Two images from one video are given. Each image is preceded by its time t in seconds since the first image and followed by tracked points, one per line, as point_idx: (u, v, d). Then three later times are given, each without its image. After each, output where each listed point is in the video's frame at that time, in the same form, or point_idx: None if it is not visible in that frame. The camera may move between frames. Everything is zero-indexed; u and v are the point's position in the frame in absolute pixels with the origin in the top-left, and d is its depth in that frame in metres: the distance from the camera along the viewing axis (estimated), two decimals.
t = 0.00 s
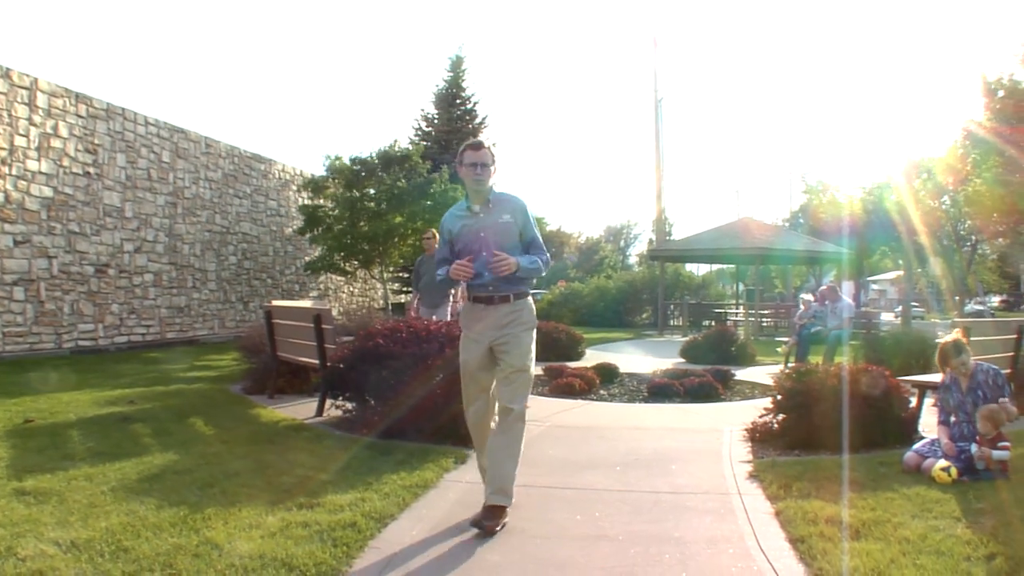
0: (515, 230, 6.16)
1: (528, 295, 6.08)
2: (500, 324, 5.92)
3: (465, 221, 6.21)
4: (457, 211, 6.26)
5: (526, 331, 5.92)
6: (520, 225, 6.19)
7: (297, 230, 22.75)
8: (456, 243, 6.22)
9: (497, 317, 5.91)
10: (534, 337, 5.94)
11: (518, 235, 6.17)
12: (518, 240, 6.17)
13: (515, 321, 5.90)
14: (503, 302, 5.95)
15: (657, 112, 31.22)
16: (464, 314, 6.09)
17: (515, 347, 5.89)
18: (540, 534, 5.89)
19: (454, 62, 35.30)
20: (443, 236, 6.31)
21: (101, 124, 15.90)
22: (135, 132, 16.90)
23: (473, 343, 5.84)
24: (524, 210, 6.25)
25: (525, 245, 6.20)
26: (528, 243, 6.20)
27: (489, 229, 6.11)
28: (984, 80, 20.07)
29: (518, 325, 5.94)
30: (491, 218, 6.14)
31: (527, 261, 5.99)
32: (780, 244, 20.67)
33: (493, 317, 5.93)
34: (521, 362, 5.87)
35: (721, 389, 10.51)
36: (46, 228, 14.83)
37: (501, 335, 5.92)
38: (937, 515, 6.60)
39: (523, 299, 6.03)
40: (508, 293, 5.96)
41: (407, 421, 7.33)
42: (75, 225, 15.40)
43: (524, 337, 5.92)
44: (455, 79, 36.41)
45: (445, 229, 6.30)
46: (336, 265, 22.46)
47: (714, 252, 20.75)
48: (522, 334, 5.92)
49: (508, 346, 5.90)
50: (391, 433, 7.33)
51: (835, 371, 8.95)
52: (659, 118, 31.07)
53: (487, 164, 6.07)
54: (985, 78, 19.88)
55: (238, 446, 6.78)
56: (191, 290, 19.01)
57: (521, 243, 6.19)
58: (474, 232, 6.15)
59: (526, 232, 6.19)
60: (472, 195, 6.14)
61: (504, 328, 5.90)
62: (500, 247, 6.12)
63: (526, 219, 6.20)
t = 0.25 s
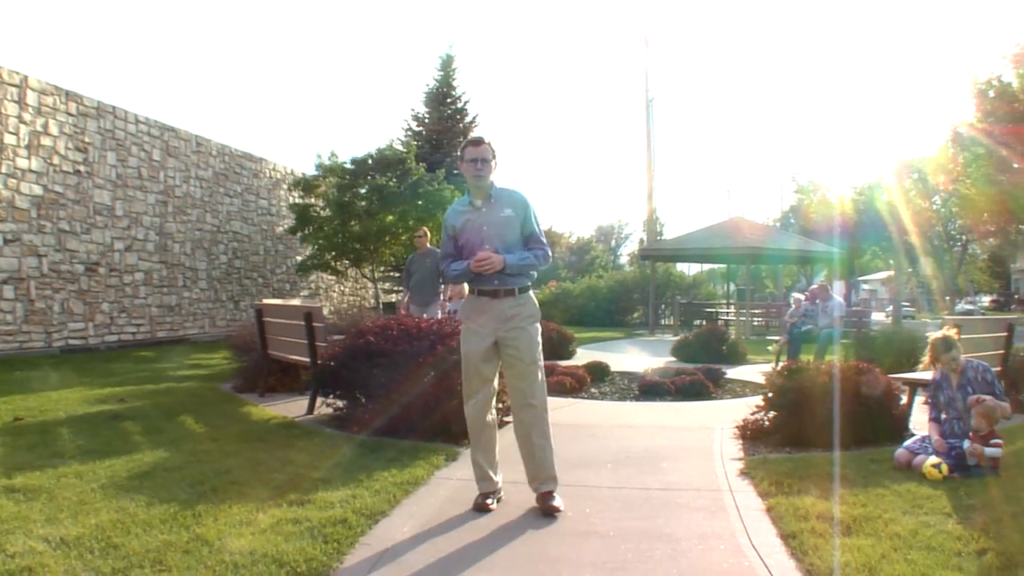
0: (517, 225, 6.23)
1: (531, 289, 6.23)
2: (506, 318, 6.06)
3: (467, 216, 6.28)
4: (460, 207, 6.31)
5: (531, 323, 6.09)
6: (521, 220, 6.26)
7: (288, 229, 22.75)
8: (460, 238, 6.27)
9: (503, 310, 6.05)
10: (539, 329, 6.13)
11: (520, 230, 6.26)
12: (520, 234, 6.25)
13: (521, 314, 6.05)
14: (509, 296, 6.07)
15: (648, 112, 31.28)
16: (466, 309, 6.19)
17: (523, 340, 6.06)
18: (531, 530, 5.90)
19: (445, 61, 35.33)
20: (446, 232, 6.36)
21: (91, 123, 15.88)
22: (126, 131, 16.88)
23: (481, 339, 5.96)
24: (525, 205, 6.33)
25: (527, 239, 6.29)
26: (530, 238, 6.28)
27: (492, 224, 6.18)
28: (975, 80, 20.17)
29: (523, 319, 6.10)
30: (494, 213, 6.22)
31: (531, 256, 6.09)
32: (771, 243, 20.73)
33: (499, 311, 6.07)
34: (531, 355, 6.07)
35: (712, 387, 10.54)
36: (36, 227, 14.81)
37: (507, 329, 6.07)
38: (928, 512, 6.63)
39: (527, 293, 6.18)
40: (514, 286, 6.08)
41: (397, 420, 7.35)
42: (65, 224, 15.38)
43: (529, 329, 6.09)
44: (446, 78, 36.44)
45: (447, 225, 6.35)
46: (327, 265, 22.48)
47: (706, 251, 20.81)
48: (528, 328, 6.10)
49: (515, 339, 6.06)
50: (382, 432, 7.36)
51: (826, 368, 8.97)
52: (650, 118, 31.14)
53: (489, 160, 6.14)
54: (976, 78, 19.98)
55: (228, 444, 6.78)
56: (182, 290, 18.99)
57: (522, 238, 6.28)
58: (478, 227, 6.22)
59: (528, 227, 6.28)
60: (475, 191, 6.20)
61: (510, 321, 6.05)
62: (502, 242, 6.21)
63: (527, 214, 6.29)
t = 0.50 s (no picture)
0: (530, 226, 6.32)
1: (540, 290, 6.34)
2: (517, 318, 6.13)
3: (480, 215, 6.31)
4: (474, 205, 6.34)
5: (540, 324, 6.21)
6: (533, 222, 6.36)
7: (280, 230, 22.74)
8: (472, 236, 6.30)
9: (515, 310, 6.11)
10: (547, 330, 6.26)
11: (532, 231, 6.36)
12: (532, 235, 6.34)
13: (533, 314, 6.15)
14: (520, 296, 6.16)
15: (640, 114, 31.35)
16: (474, 306, 6.20)
17: (533, 340, 6.17)
18: (525, 529, 5.90)
19: (438, 62, 35.38)
20: (457, 229, 6.37)
21: (83, 123, 15.86)
22: (118, 131, 16.86)
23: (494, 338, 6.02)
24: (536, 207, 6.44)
25: (537, 241, 6.40)
26: (540, 240, 6.39)
27: (507, 225, 6.25)
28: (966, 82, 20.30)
29: (533, 319, 6.20)
30: (508, 213, 6.29)
31: (543, 258, 6.22)
32: (764, 245, 20.79)
33: (510, 310, 6.12)
34: (540, 356, 6.21)
35: (705, 388, 10.57)
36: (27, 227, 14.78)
37: (518, 329, 6.14)
38: (922, 509, 6.65)
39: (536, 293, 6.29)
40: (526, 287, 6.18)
41: (390, 420, 7.37)
42: (57, 224, 15.35)
43: (539, 330, 6.21)
44: (438, 79, 36.46)
45: (459, 222, 6.36)
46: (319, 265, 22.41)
47: (698, 252, 20.86)
48: (537, 328, 6.21)
49: (525, 339, 6.16)
50: (375, 432, 7.37)
51: (820, 367, 8.99)
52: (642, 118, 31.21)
53: (506, 162, 6.20)
54: (967, 80, 20.11)
55: (221, 443, 6.77)
56: (174, 291, 18.95)
57: (533, 239, 6.38)
58: (492, 227, 6.26)
59: (540, 229, 6.38)
60: (491, 191, 6.24)
61: (523, 321, 6.14)
62: (514, 242, 6.28)
63: (539, 216, 6.39)
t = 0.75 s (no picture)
0: (545, 228, 6.37)
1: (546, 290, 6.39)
2: (524, 315, 6.17)
3: (495, 214, 6.32)
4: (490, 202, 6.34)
5: (545, 322, 6.25)
6: (548, 224, 6.42)
7: (273, 229, 22.72)
8: (486, 233, 6.30)
9: (522, 307, 6.16)
10: (551, 329, 6.31)
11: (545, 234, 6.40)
12: (546, 237, 6.39)
13: (539, 312, 6.20)
14: (529, 295, 6.20)
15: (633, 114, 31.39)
16: (481, 302, 6.22)
17: (537, 339, 6.23)
18: (519, 526, 5.90)
19: (431, 62, 35.37)
20: (471, 224, 6.36)
21: (75, 122, 15.84)
22: (110, 131, 16.83)
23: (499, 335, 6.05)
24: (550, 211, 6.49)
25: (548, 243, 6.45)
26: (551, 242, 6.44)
27: (523, 225, 6.28)
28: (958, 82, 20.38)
29: (538, 317, 6.24)
30: (525, 213, 6.32)
31: (555, 261, 6.27)
32: (757, 245, 20.84)
33: (517, 307, 6.16)
34: (542, 354, 6.27)
35: (698, 387, 10.59)
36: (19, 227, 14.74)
37: (523, 326, 6.19)
38: (914, 506, 6.68)
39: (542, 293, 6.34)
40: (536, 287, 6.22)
41: (383, 419, 7.39)
42: (49, 224, 15.32)
43: (543, 328, 6.26)
44: (431, 79, 36.42)
45: (474, 218, 6.35)
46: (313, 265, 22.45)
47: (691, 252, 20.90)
48: (542, 327, 6.25)
49: (529, 337, 6.21)
50: (368, 431, 7.39)
51: (812, 366, 9.02)
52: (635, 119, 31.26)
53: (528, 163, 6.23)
54: (960, 80, 20.18)
55: (214, 442, 6.77)
56: (166, 290, 18.92)
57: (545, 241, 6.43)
58: (507, 226, 6.28)
59: (552, 232, 6.44)
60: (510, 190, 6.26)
61: (528, 319, 6.18)
62: (530, 242, 6.32)
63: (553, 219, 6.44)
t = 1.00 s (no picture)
0: (542, 222, 6.40)
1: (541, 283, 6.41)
2: (518, 309, 6.20)
3: (493, 205, 6.33)
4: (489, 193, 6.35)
5: (540, 317, 6.27)
6: (545, 218, 6.44)
7: (266, 225, 22.70)
8: (483, 223, 6.31)
9: (517, 301, 6.18)
10: (546, 324, 6.32)
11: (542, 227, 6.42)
12: (543, 231, 6.41)
13: (533, 306, 6.22)
14: (524, 288, 6.22)
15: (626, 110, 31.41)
16: (476, 294, 6.24)
17: (531, 333, 6.25)
18: (512, 520, 5.92)
19: (425, 58, 35.34)
20: (468, 213, 6.36)
21: (68, 117, 15.80)
22: (102, 127, 16.79)
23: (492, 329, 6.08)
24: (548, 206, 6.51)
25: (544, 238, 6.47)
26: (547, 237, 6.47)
27: (520, 217, 6.29)
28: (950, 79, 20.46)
29: (533, 311, 6.27)
30: (522, 206, 6.34)
31: (551, 255, 6.29)
32: (750, 242, 20.88)
33: (512, 300, 6.18)
34: (537, 349, 6.28)
35: (691, 382, 10.63)
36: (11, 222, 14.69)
37: (518, 320, 6.22)
38: (906, 500, 6.71)
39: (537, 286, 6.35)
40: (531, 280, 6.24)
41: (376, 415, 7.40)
42: (41, 220, 15.28)
43: (538, 323, 6.28)
44: (424, 75, 36.36)
45: (472, 207, 6.36)
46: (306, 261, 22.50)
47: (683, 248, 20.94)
48: (537, 321, 6.27)
49: (523, 331, 6.23)
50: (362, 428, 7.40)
51: (805, 361, 9.05)
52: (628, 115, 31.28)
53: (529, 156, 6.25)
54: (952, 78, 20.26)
55: (207, 437, 6.77)
56: (159, 286, 18.89)
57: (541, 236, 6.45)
58: (505, 217, 6.30)
59: (549, 227, 6.46)
60: (510, 182, 6.27)
61: (522, 312, 6.21)
62: (527, 235, 6.34)
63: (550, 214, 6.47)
